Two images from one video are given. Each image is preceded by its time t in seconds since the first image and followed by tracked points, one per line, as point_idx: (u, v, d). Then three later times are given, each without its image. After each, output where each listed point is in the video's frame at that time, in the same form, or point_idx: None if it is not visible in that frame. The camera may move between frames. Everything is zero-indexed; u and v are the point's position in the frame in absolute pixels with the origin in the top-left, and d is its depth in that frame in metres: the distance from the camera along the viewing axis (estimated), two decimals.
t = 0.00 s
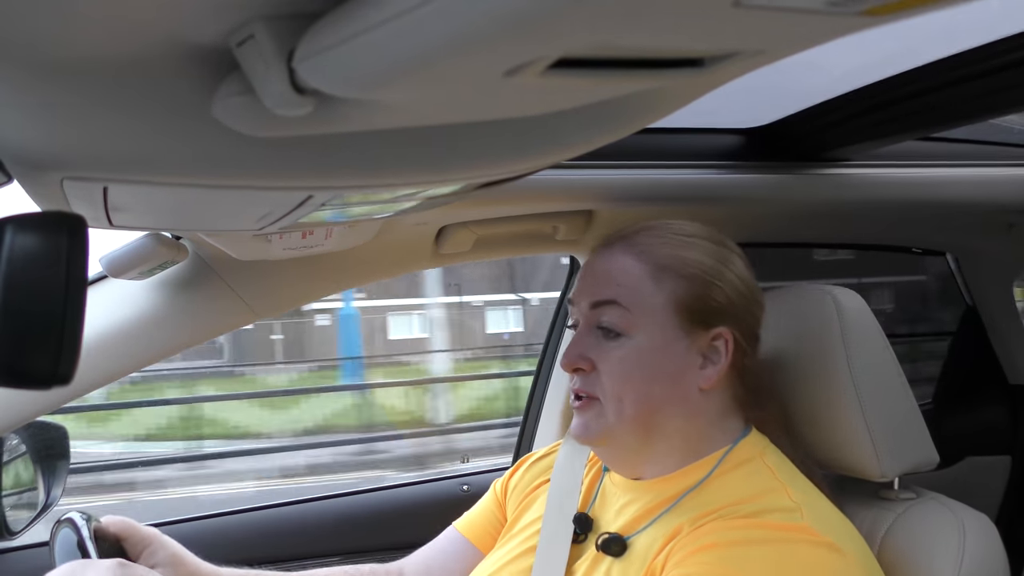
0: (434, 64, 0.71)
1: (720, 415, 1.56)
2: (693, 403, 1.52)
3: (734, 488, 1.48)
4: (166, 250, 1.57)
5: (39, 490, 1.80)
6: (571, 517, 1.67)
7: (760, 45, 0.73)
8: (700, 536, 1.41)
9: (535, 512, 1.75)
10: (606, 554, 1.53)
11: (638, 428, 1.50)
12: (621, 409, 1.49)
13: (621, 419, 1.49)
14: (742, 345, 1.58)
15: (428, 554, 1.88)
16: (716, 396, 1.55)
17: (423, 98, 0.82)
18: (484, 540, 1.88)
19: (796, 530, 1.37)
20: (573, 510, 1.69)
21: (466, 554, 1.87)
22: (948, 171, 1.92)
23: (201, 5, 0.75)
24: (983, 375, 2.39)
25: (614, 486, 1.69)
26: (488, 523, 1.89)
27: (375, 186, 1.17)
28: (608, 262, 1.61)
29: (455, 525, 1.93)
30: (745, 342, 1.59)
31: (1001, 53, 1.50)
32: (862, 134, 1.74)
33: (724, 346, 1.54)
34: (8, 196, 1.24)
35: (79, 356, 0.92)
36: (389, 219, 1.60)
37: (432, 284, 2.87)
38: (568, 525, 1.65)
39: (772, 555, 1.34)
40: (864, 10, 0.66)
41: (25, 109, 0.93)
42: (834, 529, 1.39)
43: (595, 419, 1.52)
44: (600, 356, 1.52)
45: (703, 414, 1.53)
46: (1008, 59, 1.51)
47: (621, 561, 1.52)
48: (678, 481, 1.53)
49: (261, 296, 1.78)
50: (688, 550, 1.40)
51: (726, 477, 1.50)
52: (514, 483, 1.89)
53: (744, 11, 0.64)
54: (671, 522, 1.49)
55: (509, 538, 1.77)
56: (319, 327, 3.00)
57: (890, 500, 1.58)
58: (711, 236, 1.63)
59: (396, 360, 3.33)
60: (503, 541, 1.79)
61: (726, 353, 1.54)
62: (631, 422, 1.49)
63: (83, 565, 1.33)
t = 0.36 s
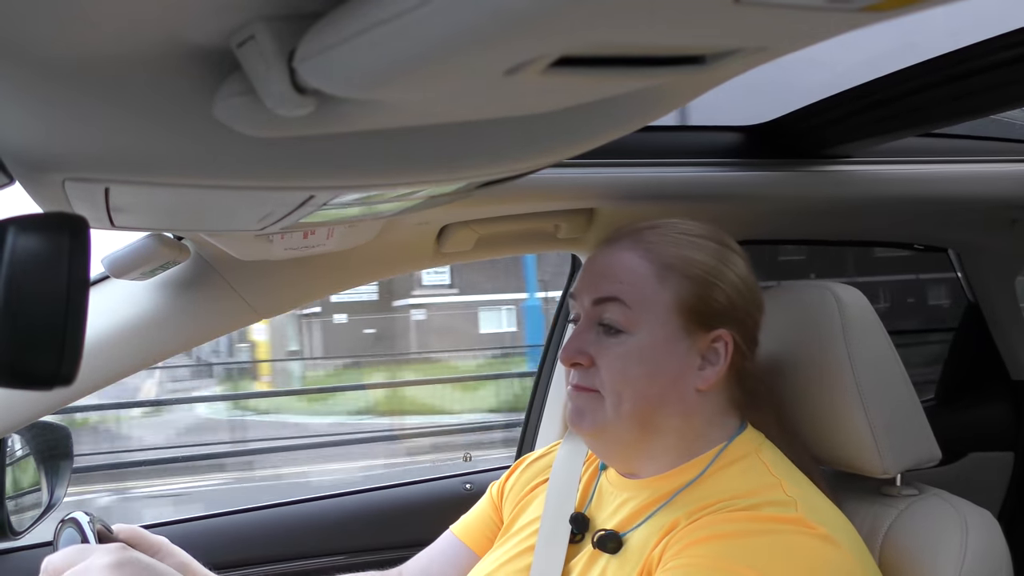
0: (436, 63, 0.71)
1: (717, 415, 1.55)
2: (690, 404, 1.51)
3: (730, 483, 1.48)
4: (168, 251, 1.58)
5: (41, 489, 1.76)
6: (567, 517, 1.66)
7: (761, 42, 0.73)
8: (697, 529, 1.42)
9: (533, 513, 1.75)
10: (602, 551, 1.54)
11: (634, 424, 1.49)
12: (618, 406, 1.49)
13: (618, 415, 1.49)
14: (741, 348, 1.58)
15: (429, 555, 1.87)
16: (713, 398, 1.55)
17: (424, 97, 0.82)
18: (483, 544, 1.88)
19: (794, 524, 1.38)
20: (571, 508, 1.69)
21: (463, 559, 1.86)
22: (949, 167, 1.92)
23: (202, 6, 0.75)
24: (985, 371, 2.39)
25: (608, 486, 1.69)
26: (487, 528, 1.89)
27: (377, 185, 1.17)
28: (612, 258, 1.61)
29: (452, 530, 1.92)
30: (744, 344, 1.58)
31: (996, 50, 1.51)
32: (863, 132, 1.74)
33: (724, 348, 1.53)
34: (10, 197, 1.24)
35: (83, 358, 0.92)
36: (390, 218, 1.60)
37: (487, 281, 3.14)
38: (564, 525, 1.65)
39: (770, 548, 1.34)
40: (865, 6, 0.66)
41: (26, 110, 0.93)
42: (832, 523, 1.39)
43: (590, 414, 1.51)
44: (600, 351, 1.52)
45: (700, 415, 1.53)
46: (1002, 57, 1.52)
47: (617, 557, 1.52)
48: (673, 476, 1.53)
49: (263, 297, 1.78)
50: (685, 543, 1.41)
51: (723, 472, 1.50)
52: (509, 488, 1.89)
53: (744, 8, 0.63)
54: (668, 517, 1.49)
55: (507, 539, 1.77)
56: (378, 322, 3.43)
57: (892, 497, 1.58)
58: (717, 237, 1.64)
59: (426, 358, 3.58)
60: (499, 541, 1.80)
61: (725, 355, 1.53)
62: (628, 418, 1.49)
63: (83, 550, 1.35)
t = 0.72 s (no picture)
0: (434, 54, 0.71)
1: (717, 398, 1.56)
2: (689, 384, 1.52)
3: (735, 470, 1.48)
4: (166, 240, 1.57)
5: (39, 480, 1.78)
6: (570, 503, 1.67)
7: (760, 33, 0.72)
8: (704, 512, 1.42)
9: (535, 501, 1.76)
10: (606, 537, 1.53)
11: (634, 404, 1.49)
12: (617, 386, 1.49)
13: (619, 397, 1.49)
14: (739, 330, 1.59)
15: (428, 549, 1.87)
16: (712, 379, 1.55)
17: (422, 88, 0.82)
18: (482, 534, 1.88)
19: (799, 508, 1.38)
20: (572, 497, 1.69)
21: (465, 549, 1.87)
22: (948, 159, 1.91)
23: None
24: (982, 363, 2.39)
25: (612, 473, 1.69)
26: (486, 518, 1.89)
27: (374, 176, 1.17)
28: (607, 245, 1.62)
29: (453, 521, 1.93)
30: (741, 325, 1.60)
31: (998, 41, 1.51)
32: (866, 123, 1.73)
33: (720, 328, 1.54)
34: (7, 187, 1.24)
35: (80, 346, 0.92)
36: (388, 209, 1.60)
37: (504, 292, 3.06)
38: (568, 513, 1.65)
39: (777, 531, 1.34)
40: None
41: (22, 98, 0.93)
42: (836, 509, 1.40)
43: (591, 396, 1.52)
44: (598, 334, 1.53)
45: (700, 397, 1.53)
46: (1004, 48, 1.52)
47: (622, 543, 1.52)
48: (675, 463, 1.53)
49: (261, 286, 1.78)
50: (691, 525, 1.40)
51: (728, 459, 1.51)
52: (510, 477, 1.90)
53: None
54: (671, 504, 1.49)
55: (507, 527, 1.78)
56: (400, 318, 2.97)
57: (888, 488, 1.58)
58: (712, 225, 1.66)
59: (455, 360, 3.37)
60: (500, 530, 1.80)
61: (722, 335, 1.54)
62: (628, 399, 1.49)
63: (88, 534, 1.36)
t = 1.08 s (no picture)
0: (432, 60, 0.71)
1: (728, 409, 1.55)
2: (701, 394, 1.52)
3: (746, 479, 1.48)
4: (166, 251, 1.57)
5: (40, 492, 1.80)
6: (580, 512, 1.67)
7: (758, 38, 0.73)
8: (718, 519, 1.41)
9: (540, 510, 1.75)
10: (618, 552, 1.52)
11: (644, 412, 1.49)
12: (629, 392, 1.49)
13: (629, 402, 1.49)
14: (756, 342, 1.57)
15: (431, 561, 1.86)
16: (724, 391, 1.55)
17: (420, 96, 0.82)
18: (485, 544, 1.87)
19: (814, 517, 1.38)
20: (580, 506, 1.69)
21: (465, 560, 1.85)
22: (946, 162, 1.92)
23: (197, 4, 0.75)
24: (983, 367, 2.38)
25: (620, 481, 1.69)
26: (487, 529, 1.88)
27: (373, 184, 1.17)
28: (625, 246, 1.62)
29: (455, 532, 1.92)
30: (758, 338, 1.58)
31: (993, 45, 1.51)
32: (867, 126, 1.73)
33: (735, 340, 1.54)
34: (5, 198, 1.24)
35: (80, 356, 0.91)
36: (388, 217, 1.60)
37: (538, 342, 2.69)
38: (577, 521, 1.65)
39: (793, 538, 1.34)
40: (862, 3, 0.65)
41: (21, 108, 0.92)
42: (849, 520, 1.40)
43: (602, 401, 1.52)
44: (613, 337, 1.53)
45: (711, 408, 1.53)
46: (1000, 52, 1.52)
47: (633, 559, 1.50)
48: (685, 474, 1.53)
49: (261, 295, 1.78)
50: (706, 533, 1.40)
51: (739, 469, 1.50)
52: (513, 484, 1.90)
53: (740, 5, 0.63)
54: (682, 516, 1.48)
55: (511, 538, 1.77)
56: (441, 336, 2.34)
57: (891, 493, 1.58)
58: (732, 232, 1.65)
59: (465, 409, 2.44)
60: (505, 539, 1.79)
61: (737, 348, 1.54)
62: (638, 405, 1.49)
63: (87, 544, 1.36)
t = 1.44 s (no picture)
0: (433, 63, 0.71)
1: (722, 419, 1.54)
2: (695, 405, 1.51)
3: (738, 485, 1.47)
4: (167, 252, 1.58)
5: (39, 492, 1.77)
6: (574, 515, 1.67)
7: (759, 42, 0.73)
8: (706, 526, 1.41)
9: (535, 513, 1.75)
10: (609, 553, 1.52)
11: (638, 419, 1.48)
12: (624, 399, 1.48)
13: (622, 410, 1.48)
14: (748, 352, 1.58)
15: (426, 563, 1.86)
16: (719, 401, 1.54)
17: (420, 99, 0.82)
18: (482, 547, 1.86)
19: (802, 523, 1.38)
20: (575, 510, 1.68)
21: (460, 562, 1.84)
22: (946, 168, 1.92)
23: (199, 7, 0.75)
24: (982, 374, 2.38)
25: (614, 487, 1.69)
26: (483, 531, 1.87)
27: (373, 186, 1.17)
28: (625, 252, 1.61)
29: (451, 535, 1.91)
30: (751, 349, 1.59)
31: (994, 51, 1.51)
32: (865, 131, 1.74)
33: (731, 351, 1.53)
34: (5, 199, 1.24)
35: (80, 358, 0.91)
36: (388, 219, 1.60)
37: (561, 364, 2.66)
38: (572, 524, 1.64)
39: (781, 545, 1.34)
40: (862, 8, 0.66)
41: (25, 111, 0.93)
42: (839, 524, 1.40)
43: (596, 406, 1.51)
44: (610, 343, 1.52)
45: (705, 417, 1.52)
46: (1001, 58, 1.53)
47: (625, 560, 1.51)
48: (676, 480, 1.53)
49: (259, 297, 1.78)
50: (694, 540, 1.40)
51: (730, 475, 1.50)
52: (509, 488, 1.90)
53: (742, 10, 0.63)
54: (674, 519, 1.49)
55: (506, 540, 1.78)
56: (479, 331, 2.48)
57: (890, 498, 1.58)
58: (729, 241, 1.65)
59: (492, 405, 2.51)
60: (501, 542, 1.79)
61: (731, 359, 1.53)
62: (632, 413, 1.48)
63: (84, 543, 1.35)
